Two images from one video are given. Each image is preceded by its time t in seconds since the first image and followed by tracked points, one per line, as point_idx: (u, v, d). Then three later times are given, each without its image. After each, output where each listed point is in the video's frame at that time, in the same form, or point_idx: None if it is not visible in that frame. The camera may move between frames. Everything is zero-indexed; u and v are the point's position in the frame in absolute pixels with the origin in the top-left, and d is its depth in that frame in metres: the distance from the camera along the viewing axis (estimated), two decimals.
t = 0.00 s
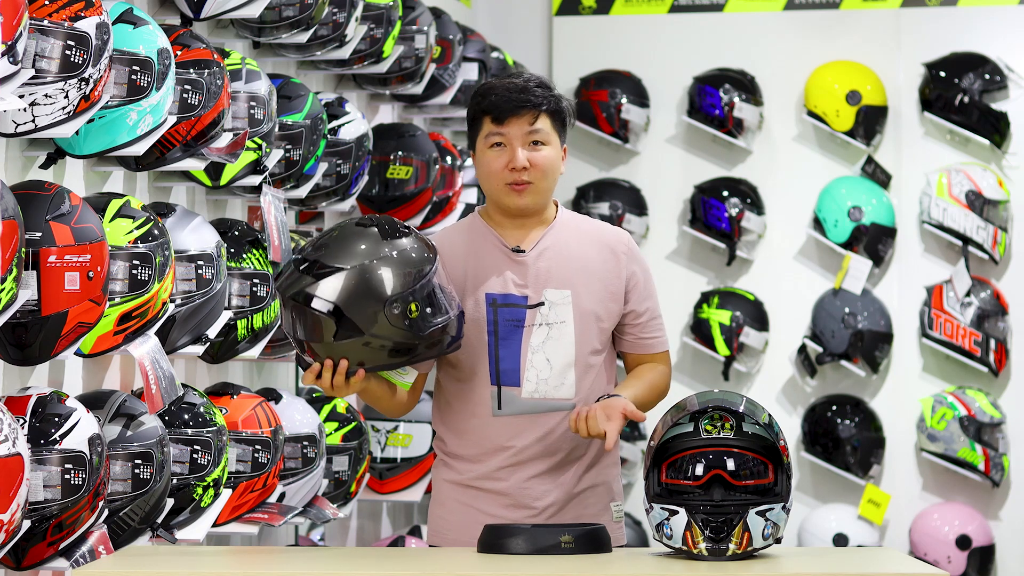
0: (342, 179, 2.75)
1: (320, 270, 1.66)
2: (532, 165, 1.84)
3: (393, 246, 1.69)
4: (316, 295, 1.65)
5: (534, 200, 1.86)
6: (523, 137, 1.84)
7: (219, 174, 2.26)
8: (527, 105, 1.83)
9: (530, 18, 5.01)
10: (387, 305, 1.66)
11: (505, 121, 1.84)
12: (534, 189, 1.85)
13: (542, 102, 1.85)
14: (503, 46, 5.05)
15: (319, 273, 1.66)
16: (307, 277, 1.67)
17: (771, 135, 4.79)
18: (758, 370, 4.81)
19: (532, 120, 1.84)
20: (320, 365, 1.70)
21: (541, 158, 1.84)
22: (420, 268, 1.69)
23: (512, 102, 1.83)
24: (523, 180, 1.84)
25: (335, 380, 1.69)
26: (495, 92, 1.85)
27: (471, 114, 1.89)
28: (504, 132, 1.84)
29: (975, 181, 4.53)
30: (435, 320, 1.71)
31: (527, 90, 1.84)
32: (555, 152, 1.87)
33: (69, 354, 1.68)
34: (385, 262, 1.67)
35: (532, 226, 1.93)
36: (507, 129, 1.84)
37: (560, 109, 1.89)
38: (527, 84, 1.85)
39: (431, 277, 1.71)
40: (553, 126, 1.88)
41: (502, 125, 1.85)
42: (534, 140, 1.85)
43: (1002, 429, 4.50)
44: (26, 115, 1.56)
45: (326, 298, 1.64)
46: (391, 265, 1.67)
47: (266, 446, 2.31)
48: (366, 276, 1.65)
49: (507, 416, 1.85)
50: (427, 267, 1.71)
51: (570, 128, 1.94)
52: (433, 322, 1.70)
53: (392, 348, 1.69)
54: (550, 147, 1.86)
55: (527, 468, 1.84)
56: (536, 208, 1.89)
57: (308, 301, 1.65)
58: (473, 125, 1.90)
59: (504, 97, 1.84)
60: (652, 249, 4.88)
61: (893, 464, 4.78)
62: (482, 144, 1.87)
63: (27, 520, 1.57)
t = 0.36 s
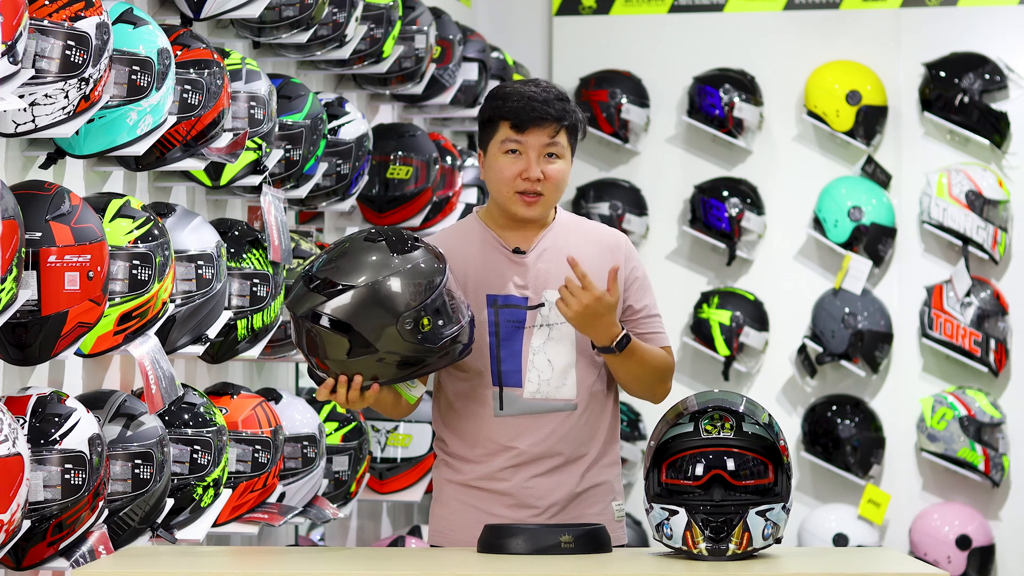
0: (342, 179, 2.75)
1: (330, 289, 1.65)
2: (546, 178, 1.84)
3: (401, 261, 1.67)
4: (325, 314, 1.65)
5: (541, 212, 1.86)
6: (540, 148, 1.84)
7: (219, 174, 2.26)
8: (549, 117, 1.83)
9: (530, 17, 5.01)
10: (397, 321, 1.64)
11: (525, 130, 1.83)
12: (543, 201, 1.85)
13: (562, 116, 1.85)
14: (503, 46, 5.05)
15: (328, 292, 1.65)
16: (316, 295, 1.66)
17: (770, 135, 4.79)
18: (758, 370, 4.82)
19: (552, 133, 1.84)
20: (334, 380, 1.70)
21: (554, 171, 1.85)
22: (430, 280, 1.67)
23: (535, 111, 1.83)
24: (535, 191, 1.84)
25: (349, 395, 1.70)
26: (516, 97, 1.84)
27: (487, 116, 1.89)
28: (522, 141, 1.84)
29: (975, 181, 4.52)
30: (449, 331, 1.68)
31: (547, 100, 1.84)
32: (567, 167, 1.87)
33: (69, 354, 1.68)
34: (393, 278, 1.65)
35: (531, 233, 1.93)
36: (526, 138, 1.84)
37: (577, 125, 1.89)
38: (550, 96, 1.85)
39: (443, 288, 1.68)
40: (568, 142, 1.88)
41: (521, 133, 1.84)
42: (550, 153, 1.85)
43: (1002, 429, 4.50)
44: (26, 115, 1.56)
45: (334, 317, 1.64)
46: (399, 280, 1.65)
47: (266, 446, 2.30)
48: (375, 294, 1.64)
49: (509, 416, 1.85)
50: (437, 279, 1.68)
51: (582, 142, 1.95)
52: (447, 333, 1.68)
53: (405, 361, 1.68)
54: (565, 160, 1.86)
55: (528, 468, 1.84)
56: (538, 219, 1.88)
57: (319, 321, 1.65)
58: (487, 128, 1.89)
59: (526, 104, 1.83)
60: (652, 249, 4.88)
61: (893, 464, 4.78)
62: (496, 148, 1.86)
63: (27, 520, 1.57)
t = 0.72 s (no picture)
0: (342, 179, 2.75)
1: (336, 301, 1.64)
2: (544, 169, 1.84)
3: (407, 269, 1.66)
4: (334, 328, 1.63)
5: (543, 203, 1.86)
6: (537, 140, 1.84)
7: (219, 174, 2.26)
8: (542, 108, 1.83)
9: (530, 18, 5.01)
10: (406, 329, 1.63)
11: (519, 123, 1.84)
12: (544, 192, 1.86)
13: (557, 106, 1.85)
14: (503, 46, 5.05)
15: (335, 305, 1.63)
16: (323, 307, 1.64)
17: (770, 135, 4.79)
18: (758, 370, 4.82)
19: (546, 124, 1.84)
20: (344, 390, 1.70)
21: (553, 162, 1.85)
22: (437, 284, 1.66)
23: (528, 104, 1.83)
24: (535, 183, 1.84)
25: (362, 404, 1.71)
26: (510, 92, 1.85)
27: (483, 114, 1.89)
28: (518, 134, 1.84)
29: (975, 181, 4.52)
30: (457, 335, 1.68)
31: (540, 93, 1.84)
32: (567, 157, 1.87)
33: (69, 354, 1.68)
34: (400, 287, 1.64)
35: (537, 229, 1.93)
36: (520, 131, 1.84)
37: (574, 116, 1.89)
38: (543, 88, 1.85)
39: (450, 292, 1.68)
40: (566, 132, 1.88)
41: (515, 127, 1.85)
42: (547, 144, 1.85)
43: (1002, 429, 4.50)
44: (26, 115, 1.56)
45: (344, 330, 1.63)
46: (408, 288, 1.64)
47: (266, 446, 2.30)
48: (383, 304, 1.63)
49: (507, 417, 1.85)
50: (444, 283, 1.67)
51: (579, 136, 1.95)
52: (454, 338, 1.68)
53: (415, 368, 1.67)
54: (563, 151, 1.86)
55: (528, 469, 1.84)
56: (542, 210, 1.89)
57: (327, 334, 1.63)
58: (484, 126, 1.90)
59: (519, 98, 1.84)
60: (653, 249, 4.88)
61: (893, 464, 4.78)
62: (494, 144, 1.87)
63: (27, 520, 1.57)
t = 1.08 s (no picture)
0: (342, 179, 2.75)
1: (333, 307, 1.63)
2: (549, 171, 1.84)
3: (403, 273, 1.65)
4: (331, 335, 1.62)
5: (543, 207, 1.86)
6: (544, 142, 1.85)
7: (219, 174, 2.26)
8: (553, 110, 1.83)
9: (530, 18, 5.01)
10: (404, 334, 1.63)
11: (530, 123, 1.84)
12: (546, 195, 1.86)
13: (568, 111, 1.86)
14: (503, 46, 5.05)
15: (331, 312, 1.63)
16: (319, 314, 1.64)
17: (770, 135, 4.79)
18: (758, 370, 4.82)
19: (556, 127, 1.85)
20: (343, 394, 1.70)
21: (559, 166, 1.85)
22: (433, 289, 1.66)
23: (541, 104, 1.83)
24: (539, 184, 1.84)
25: (360, 407, 1.71)
26: (523, 91, 1.85)
27: (494, 110, 1.89)
28: (527, 134, 1.85)
29: (975, 181, 4.52)
30: (454, 338, 1.68)
31: (552, 95, 1.85)
32: (572, 162, 1.88)
33: (69, 354, 1.68)
34: (400, 290, 1.64)
35: (537, 229, 1.94)
36: (530, 131, 1.85)
37: (583, 122, 1.90)
38: (556, 90, 1.86)
39: (446, 295, 1.68)
40: (574, 138, 1.89)
41: (526, 126, 1.85)
42: (554, 147, 1.85)
43: (1002, 429, 4.50)
44: (26, 115, 1.56)
45: (341, 338, 1.62)
46: (404, 293, 1.64)
47: (266, 446, 2.30)
48: (379, 310, 1.62)
49: (509, 416, 1.86)
50: (441, 287, 1.67)
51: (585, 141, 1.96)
52: (452, 341, 1.67)
53: (413, 372, 1.67)
54: (569, 155, 1.87)
55: (528, 469, 1.84)
56: (542, 213, 1.89)
57: (324, 341, 1.63)
58: (493, 122, 1.90)
59: (531, 98, 1.84)
60: (652, 248, 4.88)
61: (893, 464, 4.78)
62: (501, 142, 1.87)
63: (27, 520, 1.57)
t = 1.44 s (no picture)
0: (342, 179, 2.75)
1: (320, 308, 1.64)
2: (548, 175, 1.84)
3: (389, 271, 1.66)
4: (319, 334, 1.63)
5: (545, 208, 1.86)
6: (540, 145, 1.84)
7: (219, 174, 2.26)
8: (546, 113, 1.83)
9: (530, 18, 5.01)
10: (391, 330, 1.63)
11: (524, 128, 1.84)
12: (546, 198, 1.86)
13: (561, 112, 1.85)
14: (503, 46, 5.05)
15: (319, 313, 1.63)
16: (308, 316, 1.64)
17: (770, 135, 4.79)
18: (758, 370, 4.82)
19: (550, 130, 1.85)
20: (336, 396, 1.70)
21: (556, 167, 1.85)
22: (421, 286, 1.66)
23: (532, 109, 1.83)
24: (538, 188, 1.84)
25: (353, 408, 1.70)
26: (513, 96, 1.84)
27: (485, 117, 1.89)
28: (522, 139, 1.84)
29: (975, 181, 4.52)
30: (443, 334, 1.67)
31: (543, 97, 1.84)
32: (569, 162, 1.87)
33: (69, 354, 1.68)
34: (387, 288, 1.64)
35: (537, 231, 1.93)
36: (525, 136, 1.84)
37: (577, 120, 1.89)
38: (547, 92, 1.85)
39: (434, 291, 1.67)
40: (569, 137, 1.88)
41: (520, 131, 1.84)
42: (551, 149, 1.85)
43: (1002, 429, 4.50)
44: (26, 115, 1.56)
45: (329, 337, 1.62)
46: (390, 291, 1.64)
47: (266, 446, 2.30)
48: (366, 308, 1.63)
49: (508, 416, 1.85)
50: (428, 283, 1.67)
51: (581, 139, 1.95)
52: (441, 337, 1.67)
53: (404, 370, 1.67)
54: (566, 156, 1.86)
55: (528, 468, 1.84)
56: (543, 215, 1.89)
57: (313, 342, 1.63)
58: (486, 129, 1.90)
59: (523, 103, 1.83)
60: (653, 248, 4.88)
61: (893, 463, 4.78)
62: (497, 148, 1.87)
63: (27, 520, 1.57)
